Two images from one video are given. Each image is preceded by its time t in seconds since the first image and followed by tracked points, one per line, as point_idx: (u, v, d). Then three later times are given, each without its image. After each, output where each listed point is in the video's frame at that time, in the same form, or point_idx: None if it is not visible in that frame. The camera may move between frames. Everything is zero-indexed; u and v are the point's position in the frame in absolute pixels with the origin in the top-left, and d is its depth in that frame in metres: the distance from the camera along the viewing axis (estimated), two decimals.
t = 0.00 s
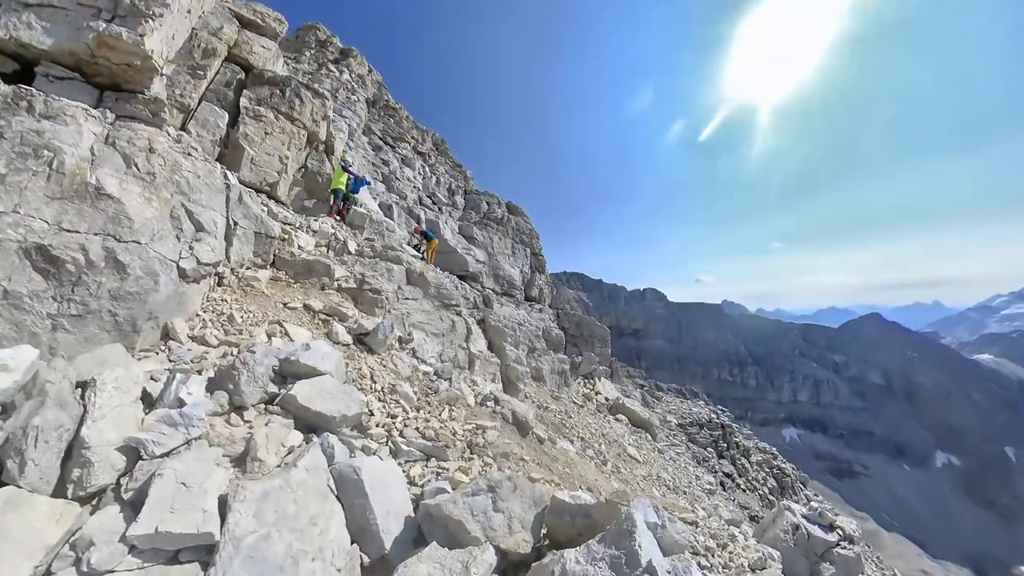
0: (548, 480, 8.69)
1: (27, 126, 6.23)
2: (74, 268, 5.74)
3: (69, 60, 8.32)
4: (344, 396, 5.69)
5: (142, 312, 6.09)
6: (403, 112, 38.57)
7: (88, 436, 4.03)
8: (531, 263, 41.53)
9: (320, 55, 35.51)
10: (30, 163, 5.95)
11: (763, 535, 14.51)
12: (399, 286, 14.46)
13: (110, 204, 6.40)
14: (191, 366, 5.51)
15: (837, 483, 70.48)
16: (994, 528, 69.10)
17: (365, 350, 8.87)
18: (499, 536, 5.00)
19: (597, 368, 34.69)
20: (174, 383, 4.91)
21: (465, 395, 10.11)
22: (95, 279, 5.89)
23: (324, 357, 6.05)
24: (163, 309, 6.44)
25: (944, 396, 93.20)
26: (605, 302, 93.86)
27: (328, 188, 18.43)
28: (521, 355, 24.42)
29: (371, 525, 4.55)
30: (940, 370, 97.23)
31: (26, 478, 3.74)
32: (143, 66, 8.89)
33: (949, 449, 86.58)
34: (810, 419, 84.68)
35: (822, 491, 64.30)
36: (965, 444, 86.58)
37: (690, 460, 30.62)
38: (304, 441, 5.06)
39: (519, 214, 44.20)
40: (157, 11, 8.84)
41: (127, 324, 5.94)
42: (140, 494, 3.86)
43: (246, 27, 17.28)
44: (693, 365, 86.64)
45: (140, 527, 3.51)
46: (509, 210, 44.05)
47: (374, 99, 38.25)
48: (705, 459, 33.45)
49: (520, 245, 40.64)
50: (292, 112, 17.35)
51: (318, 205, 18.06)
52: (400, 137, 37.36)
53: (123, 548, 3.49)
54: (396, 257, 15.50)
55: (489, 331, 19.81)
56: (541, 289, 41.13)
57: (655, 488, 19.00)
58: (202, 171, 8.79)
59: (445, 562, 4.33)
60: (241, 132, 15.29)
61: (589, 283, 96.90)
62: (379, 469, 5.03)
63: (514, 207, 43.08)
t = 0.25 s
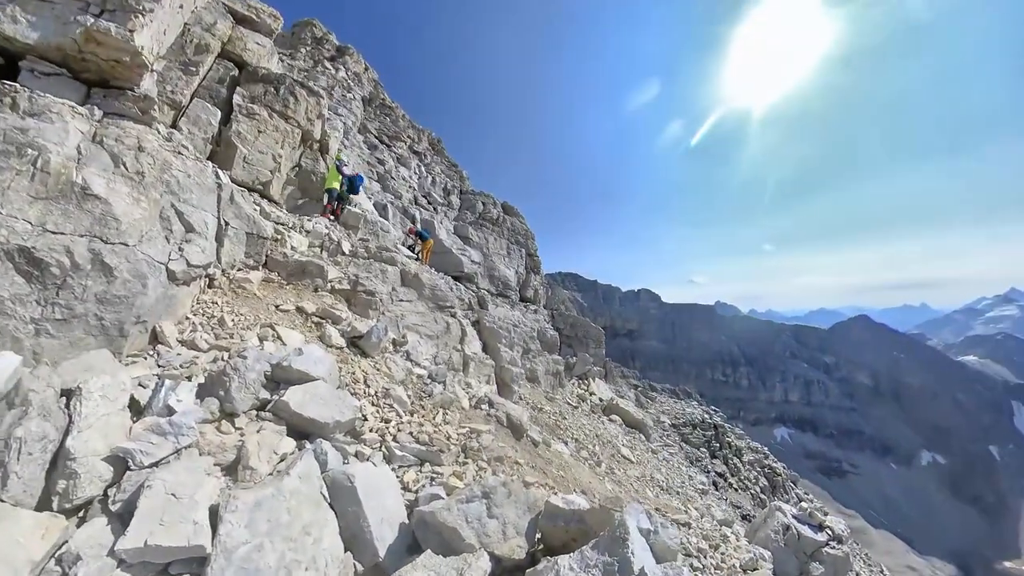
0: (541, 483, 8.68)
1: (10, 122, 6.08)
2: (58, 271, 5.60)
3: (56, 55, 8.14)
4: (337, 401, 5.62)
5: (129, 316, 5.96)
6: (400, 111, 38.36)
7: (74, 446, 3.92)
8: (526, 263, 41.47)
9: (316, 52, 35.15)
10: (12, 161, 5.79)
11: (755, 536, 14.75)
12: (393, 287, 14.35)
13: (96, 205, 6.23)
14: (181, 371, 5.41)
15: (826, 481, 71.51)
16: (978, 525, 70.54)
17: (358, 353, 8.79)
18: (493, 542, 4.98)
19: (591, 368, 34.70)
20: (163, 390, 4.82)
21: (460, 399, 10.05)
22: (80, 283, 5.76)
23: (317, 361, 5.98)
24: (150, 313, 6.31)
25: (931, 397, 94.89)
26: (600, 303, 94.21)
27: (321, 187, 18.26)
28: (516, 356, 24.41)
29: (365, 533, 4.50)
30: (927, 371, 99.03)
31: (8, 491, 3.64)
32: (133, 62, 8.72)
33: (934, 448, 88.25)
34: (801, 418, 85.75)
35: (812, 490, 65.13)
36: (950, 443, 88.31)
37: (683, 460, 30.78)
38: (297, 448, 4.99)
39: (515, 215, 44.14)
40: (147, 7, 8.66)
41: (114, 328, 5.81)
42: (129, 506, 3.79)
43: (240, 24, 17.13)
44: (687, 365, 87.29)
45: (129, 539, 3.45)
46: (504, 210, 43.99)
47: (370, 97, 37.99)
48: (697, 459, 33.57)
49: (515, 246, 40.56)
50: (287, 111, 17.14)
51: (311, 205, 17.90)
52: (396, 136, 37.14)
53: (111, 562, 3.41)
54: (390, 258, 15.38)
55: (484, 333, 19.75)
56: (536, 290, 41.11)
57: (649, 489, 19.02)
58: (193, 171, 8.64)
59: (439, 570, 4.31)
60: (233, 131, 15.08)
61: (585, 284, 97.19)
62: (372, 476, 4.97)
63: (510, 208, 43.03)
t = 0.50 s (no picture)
0: (543, 484, 8.62)
1: None
2: (47, 272, 5.39)
3: (43, 46, 7.87)
4: (340, 404, 5.51)
5: (123, 319, 5.78)
6: (395, 110, 38.04)
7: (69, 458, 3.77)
8: (522, 263, 41.38)
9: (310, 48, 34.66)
10: None
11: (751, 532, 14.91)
12: (391, 288, 14.17)
13: (86, 203, 5.99)
14: (178, 376, 5.26)
15: (816, 477, 72.62)
16: (963, 519, 72.07)
17: (358, 355, 8.64)
18: (500, 543, 4.90)
19: (587, 368, 34.66)
20: (160, 396, 4.66)
21: (460, 400, 9.95)
22: (72, 285, 5.55)
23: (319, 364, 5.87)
24: (145, 316, 6.12)
25: (919, 394, 96.65)
26: (595, 302, 94.54)
27: (317, 186, 18.01)
28: (513, 356, 24.32)
29: (372, 538, 4.39)
30: (915, 369, 100.87)
31: None
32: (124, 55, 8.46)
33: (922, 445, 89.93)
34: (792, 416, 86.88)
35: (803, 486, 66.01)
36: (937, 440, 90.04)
37: (678, 458, 30.90)
38: (301, 454, 4.88)
39: (510, 215, 44.02)
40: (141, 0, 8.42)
41: (107, 333, 5.62)
42: (131, 519, 3.69)
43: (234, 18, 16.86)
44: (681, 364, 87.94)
45: (131, 555, 3.32)
46: (500, 210, 43.84)
47: (365, 95, 37.60)
48: (692, 457, 33.73)
49: (511, 245, 40.44)
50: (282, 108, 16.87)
51: (307, 204, 17.65)
52: (391, 134, 36.82)
53: None
54: (388, 258, 15.20)
55: (481, 333, 19.58)
56: (532, 290, 41.02)
57: (645, 487, 19.06)
58: (187, 169, 8.42)
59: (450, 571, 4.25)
60: (227, 127, 14.80)
61: (579, 283, 97.51)
62: (378, 480, 4.88)
63: (506, 208, 42.89)
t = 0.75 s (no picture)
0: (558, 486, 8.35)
1: None
2: (29, 269, 4.82)
3: (26, 20, 7.25)
4: (355, 410, 5.20)
5: (114, 322, 5.32)
6: (391, 106, 37.40)
7: (61, 483, 3.32)
8: (518, 263, 41.05)
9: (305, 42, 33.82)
10: None
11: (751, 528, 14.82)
12: (393, 287, 13.72)
13: (73, 192, 5.39)
14: (176, 383, 4.82)
15: (806, 474, 73.76)
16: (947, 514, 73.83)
17: (364, 356, 8.22)
18: (529, 548, 4.77)
19: (582, 367, 34.32)
20: (157, 408, 4.21)
21: (469, 402, 9.62)
22: (56, 283, 5.00)
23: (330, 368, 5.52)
24: (137, 318, 5.66)
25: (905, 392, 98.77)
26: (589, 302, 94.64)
27: (315, 181, 17.48)
28: (513, 357, 23.98)
29: (399, 552, 4.13)
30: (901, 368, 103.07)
31: None
32: (115, 33, 7.93)
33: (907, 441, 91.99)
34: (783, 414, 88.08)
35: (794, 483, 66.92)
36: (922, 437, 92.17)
37: (673, 456, 30.83)
38: (316, 466, 4.54)
39: (507, 214, 43.68)
40: None
41: (97, 337, 5.15)
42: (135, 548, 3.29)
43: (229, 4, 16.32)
44: (674, 364, 88.51)
45: None
46: (496, 209, 43.46)
47: (360, 91, 36.88)
48: (686, 455, 33.73)
49: (507, 245, 40.08)
50: (279, 99, 16.32)
51: (305, 199, 16.96)
52: (387, 131, 36.18)
53: None
54: (389, 256, 14.72)
55: (482, 333, 18.99)
56: (528, 290, 40.70)
57: (645, 486, 18.75)
58: (183, 159, 7.90)
59: None
60: (222, 118, 14.19)
61: (574, 283, 97.57)
62: (401, 488, 4.61)
63: (502, 207, 42.51)
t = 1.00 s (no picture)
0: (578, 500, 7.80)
1: None
2: None
3: None
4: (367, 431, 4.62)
5: (79, 332, 4.58)
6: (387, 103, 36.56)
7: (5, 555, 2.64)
8: (516, 263, 40.41)
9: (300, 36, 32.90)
10: None
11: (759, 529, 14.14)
12: (394, 288, 13.01)
13: (30, 174, 4.56)
14: (152, 406, 4.14)
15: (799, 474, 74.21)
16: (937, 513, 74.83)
17: (368, 363, 7.53)
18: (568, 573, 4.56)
19: (578, 369, 33.33)
20: (130, 442, 3.50)
21: (479, 410, 8.97)
22: (6, 285, 4.19)
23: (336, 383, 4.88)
24: (109, 326, 4.96)
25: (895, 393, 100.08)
26: (584, 303, 94.36)
27: (311, 177, 16.79)
28: (514, 359, 23.35)
29: None
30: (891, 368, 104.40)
31: None
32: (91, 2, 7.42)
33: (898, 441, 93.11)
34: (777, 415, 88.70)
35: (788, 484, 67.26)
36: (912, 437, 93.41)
37: (672, 458, 30.25)
38: (326, 499, 4.01)
39: (505, 214, 43.04)
40: None
41: (56, 349, 4.39)
42: None
43: None
44: (669, 366, 88.61)
45: None
46: (494, 209, 42.79)
47: (356, 86, 36.00)
48: (684, 455, 33.14)
49: (505, 245, 39.38)
50: (275, 89, 15.60)
51: (301, 198, 16.18)
52: (383, 127, 35.37)
53: None
54: (390, 255, 13.94)
55: (484, 335, 17.86)
56: (526, 290, 40.04)
57: (648, 487, 17.76)
58: (167, 145, 7.18)
59: None
60: (213, 105, 13.37)
61: (570, 285, 97.23)
62: (424, 520, 4.15)
63: (500, 206, 41.86)
